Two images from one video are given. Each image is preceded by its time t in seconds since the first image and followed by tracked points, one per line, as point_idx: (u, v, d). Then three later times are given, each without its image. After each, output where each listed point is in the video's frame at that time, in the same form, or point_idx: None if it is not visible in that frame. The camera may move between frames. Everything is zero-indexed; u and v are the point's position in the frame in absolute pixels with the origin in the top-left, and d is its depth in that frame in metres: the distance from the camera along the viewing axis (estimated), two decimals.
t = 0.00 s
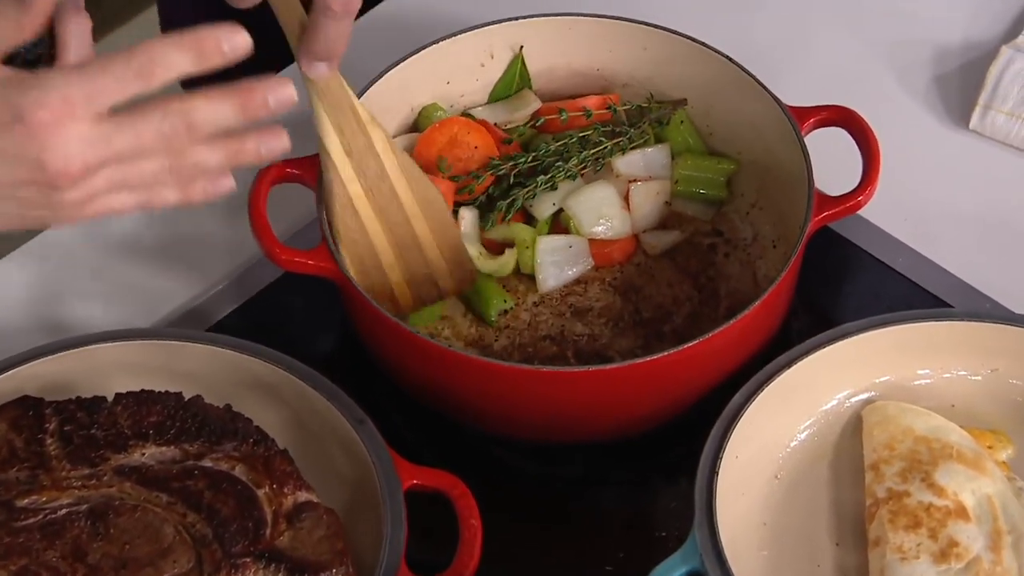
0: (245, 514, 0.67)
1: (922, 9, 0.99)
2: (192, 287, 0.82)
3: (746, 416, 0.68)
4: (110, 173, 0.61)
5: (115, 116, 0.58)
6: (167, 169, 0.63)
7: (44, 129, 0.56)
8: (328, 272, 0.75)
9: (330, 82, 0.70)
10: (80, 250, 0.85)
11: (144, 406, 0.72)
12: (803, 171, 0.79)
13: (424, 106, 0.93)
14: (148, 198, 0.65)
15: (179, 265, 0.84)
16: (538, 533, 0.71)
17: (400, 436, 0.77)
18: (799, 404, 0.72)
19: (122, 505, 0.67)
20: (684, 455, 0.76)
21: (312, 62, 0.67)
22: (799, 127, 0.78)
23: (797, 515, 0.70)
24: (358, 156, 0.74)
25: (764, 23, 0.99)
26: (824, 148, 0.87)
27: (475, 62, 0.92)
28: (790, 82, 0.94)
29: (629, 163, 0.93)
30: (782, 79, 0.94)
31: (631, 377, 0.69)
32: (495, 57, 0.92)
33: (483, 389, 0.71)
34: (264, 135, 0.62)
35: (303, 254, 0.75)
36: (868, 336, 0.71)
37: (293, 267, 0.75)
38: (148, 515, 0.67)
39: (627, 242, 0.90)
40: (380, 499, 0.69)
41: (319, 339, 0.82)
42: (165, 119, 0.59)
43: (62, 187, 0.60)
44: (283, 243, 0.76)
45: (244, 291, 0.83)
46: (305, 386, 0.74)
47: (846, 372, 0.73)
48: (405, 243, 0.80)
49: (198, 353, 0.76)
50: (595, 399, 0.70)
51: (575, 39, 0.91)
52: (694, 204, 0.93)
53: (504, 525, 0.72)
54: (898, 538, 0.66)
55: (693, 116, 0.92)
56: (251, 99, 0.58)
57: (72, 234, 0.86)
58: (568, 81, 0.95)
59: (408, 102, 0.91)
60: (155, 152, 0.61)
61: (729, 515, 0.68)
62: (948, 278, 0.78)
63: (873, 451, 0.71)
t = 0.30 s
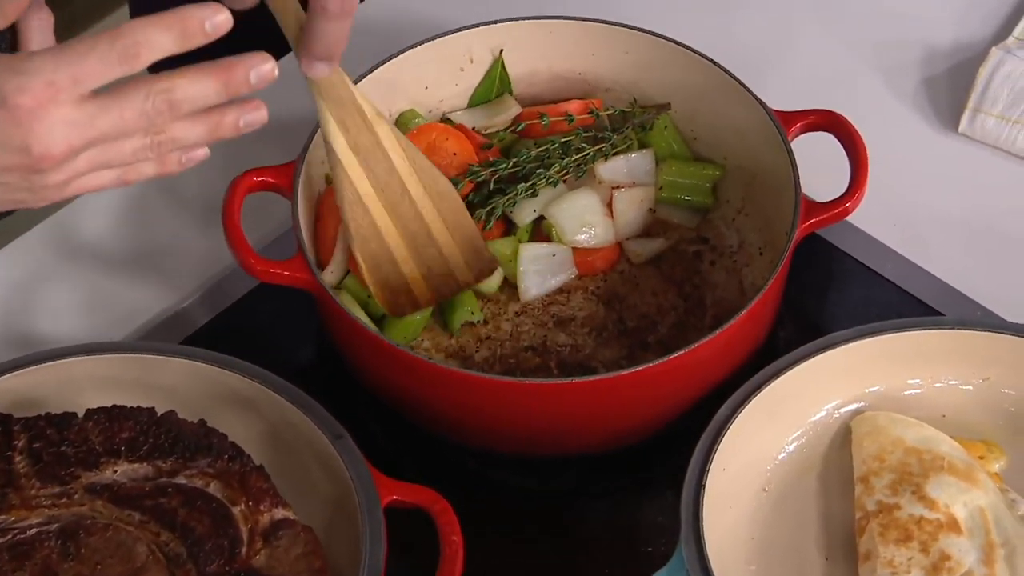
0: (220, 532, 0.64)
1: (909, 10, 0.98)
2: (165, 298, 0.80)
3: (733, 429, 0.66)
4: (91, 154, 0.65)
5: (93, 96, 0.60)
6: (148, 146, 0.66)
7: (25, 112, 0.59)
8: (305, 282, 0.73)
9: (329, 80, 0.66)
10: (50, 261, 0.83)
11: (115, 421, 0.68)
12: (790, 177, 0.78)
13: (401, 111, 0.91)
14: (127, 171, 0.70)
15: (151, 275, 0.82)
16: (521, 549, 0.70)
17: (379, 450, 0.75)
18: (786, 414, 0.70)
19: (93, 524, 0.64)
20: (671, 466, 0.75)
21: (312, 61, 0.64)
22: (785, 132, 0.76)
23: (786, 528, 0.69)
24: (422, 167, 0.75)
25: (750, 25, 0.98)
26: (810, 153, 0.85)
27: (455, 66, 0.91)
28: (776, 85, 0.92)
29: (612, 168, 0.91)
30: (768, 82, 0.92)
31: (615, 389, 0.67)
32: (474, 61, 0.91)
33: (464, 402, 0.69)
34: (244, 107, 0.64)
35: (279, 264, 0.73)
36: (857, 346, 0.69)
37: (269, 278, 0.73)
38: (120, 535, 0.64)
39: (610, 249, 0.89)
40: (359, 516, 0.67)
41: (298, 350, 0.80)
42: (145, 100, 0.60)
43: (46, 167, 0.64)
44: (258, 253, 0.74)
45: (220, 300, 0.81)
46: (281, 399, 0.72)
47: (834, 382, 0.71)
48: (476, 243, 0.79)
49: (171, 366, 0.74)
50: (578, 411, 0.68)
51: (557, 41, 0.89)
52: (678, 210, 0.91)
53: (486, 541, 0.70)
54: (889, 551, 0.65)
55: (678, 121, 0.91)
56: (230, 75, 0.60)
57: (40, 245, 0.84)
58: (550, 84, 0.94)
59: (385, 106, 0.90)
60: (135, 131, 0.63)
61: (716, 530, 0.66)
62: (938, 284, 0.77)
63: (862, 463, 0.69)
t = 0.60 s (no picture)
0: (196, 555, 0.61)
1: (904, 13, 0.96)
2: (139, 313, 0.78)
3: (724, 444, 0.65)
4: (75, 168, 0.63)
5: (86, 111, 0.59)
6: (129, 165, 0.66)
7: (20, 123, 0.57)
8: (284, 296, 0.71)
9: (387, 69, 0.69)
10: (18, 275, 0.81)
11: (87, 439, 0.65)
12: (781, 186, 0.76)
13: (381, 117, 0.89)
14: (101, 192, 0.68)
15: (124, 289, 0.80)
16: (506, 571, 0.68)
17: (361, 469, 0.73)
18: (779, 430, 0.68)
19: (65, 546, 0.61)
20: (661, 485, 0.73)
21: (371, 51, 0.65)
22: (777, 140, 0.74)
23: (779, 548, 0.67)
24: (428, 141, 0.75)
25: (742, 29, 0.96)
26: (803, 162, 0.83)
27: (439, 72, 0.88)
28: (767, 90, 0.90)
29: (600, 177, 0.90)
30: (759, 87, 0.90)
31: (603, 405, 0.65)
32: (458, 67, 0.88)
33: (448, 418, 0.67)
34: (223, 132, 0.64)
35: (258, 277, 0.71)
36: (851, 359, 0.67)
37: (247, 291, 0.71)
38: (93, 557, 0.61)
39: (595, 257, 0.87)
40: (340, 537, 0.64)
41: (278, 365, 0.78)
42: (137, 116, 0.60)
43: (34, 180, 0.61)
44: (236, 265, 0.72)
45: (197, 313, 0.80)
46: (259, 416, 0.70)
47: (828, 397, 0.69)
48: (489, 223, 0.80)
49: (146, 383, 0.72)
50: (565, 428, 0.66)
51: (543, 47, 0.87)
52: (668, 218, 0.90)
53: (470, 562, 0.68)
54: (884, 571, 0.63)
55: (668, 128, 0.89)
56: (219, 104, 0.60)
57: (10, 257, 0.82)
58: (537, 90, 0.92)
59: (367, 113, 0.88)
60: (121, 149, 0.62)
61: (706, 550, 0.64)
62: (932, 296, 0.75)
63: (857, 480, 0.67)
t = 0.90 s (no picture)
0: None
1: (900, 14, 0.94)
2: (114, 325, 0.76)
3: (716, 461, 0.63)
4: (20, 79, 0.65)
5: (139, 74, 0.58)
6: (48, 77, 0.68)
7: (79, 90, 0.56)
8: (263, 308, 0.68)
9: (372, 40, 0.66)
10: None
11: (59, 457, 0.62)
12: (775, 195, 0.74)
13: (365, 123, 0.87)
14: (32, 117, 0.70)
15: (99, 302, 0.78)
16: None
17: (343, 487, 0.71)
18: (772, 445, 0.67)
19: (35, 566, 0.57)
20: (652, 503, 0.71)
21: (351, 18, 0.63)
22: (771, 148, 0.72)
23: (773, 568, 0.65)
24: (420, 119, 0.72)
25: (735, 31, 0.94)
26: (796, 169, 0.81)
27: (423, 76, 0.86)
28: (760, 94, 0.88)
29: (589, 184, 0.88)
30: (751, 90, 0.88)
31: (591, 421, 0.63)
32: (442, 72, 0.86)
33: (432, 435, 0.65)
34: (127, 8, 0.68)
35: (235, 288, 0.69)
36: (847, 372, 0.66)
37: (224, 302, 0.68)
38: None
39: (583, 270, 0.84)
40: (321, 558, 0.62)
41: (258, 378, 0.76)
42: (199, 71, 0.60)
43: (96, 153, 0.60)
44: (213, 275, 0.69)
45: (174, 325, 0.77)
46: (237, 432, 0.68)
47: (823, 411, 0.67)
48: (487, 216, 0.77)
49: (121, 398, 0.70)
50: (553, 445, 0.64)
51: (529, 50, 0.85)
52: (660, 227, 0.88)
53: None
54: None
55: (659, 134, 0.87)
56: (275, 29, 0.61)
57: None
58: (524, 94, 0.90)
59: (349, 119, 0.85)
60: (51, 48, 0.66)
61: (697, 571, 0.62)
62: (929, 307, 0.73)
63: (852, 497, 0.65)
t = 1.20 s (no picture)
0: None
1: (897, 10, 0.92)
2: (86, 334, 0.74)
3: (705, 477, 0.60)
4: None
5: None
6: None
7: None
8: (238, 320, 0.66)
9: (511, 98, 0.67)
10: None
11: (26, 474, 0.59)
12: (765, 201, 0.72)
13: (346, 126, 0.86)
14: None
15: (70, 310, 0.76)
16: None
17: (323, 503, 0.69)
18: (762, 461, 0.65)
19: None
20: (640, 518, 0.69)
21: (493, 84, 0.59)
22: (762, 152, 0.70)
23: None
24: (575, 168, 0.71)
25: (727, 28, 0.92)
26: (786, 174, 0.79)
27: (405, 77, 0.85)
28: (752, 95, 0.86)
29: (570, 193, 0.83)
30: (743, 91, 0.86)
31: (577, 438, 0.61)
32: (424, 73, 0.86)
33: (413, 452, 0.63)
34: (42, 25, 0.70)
35: (210, 298, 0.66)
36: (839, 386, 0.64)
37: (199, 314, 0.66)
38: None
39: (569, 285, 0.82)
40: None
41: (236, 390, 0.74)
42: None
43: None
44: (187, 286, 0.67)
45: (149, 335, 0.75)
46: (211, 447, 0.65)
47: (815, 426, 0.65)
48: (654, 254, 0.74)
49: (91, 412, 0.68)
50: (537, 462, 0.62)
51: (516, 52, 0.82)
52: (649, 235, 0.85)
53: None
54: None
55: (648, 139, 0.85)
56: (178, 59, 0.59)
57: None
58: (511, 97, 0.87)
59: (329, 120, 0.84)
60: None
61: None
62: (926, 316, 0.71)
63: (845, 514, 0.63)
